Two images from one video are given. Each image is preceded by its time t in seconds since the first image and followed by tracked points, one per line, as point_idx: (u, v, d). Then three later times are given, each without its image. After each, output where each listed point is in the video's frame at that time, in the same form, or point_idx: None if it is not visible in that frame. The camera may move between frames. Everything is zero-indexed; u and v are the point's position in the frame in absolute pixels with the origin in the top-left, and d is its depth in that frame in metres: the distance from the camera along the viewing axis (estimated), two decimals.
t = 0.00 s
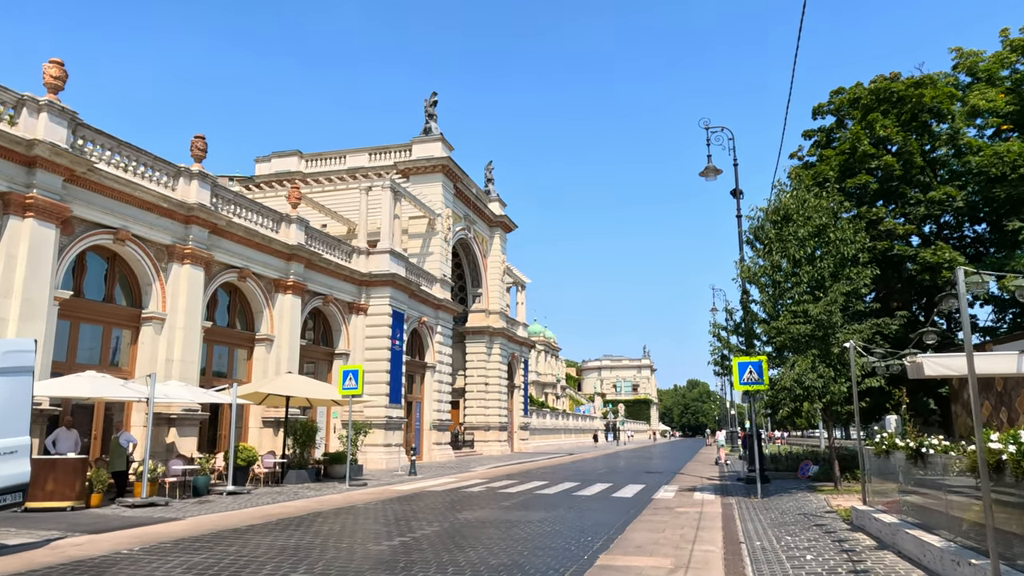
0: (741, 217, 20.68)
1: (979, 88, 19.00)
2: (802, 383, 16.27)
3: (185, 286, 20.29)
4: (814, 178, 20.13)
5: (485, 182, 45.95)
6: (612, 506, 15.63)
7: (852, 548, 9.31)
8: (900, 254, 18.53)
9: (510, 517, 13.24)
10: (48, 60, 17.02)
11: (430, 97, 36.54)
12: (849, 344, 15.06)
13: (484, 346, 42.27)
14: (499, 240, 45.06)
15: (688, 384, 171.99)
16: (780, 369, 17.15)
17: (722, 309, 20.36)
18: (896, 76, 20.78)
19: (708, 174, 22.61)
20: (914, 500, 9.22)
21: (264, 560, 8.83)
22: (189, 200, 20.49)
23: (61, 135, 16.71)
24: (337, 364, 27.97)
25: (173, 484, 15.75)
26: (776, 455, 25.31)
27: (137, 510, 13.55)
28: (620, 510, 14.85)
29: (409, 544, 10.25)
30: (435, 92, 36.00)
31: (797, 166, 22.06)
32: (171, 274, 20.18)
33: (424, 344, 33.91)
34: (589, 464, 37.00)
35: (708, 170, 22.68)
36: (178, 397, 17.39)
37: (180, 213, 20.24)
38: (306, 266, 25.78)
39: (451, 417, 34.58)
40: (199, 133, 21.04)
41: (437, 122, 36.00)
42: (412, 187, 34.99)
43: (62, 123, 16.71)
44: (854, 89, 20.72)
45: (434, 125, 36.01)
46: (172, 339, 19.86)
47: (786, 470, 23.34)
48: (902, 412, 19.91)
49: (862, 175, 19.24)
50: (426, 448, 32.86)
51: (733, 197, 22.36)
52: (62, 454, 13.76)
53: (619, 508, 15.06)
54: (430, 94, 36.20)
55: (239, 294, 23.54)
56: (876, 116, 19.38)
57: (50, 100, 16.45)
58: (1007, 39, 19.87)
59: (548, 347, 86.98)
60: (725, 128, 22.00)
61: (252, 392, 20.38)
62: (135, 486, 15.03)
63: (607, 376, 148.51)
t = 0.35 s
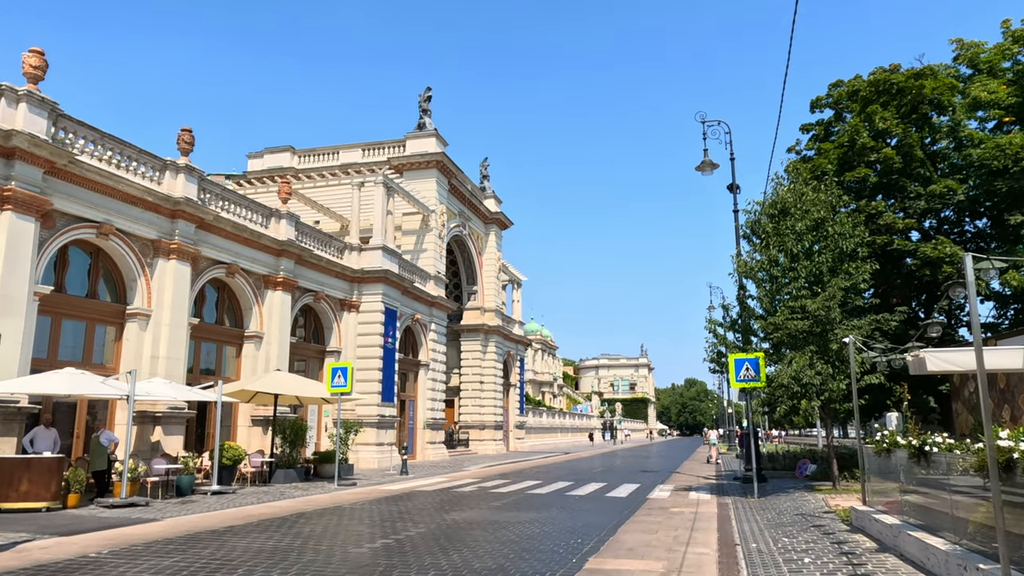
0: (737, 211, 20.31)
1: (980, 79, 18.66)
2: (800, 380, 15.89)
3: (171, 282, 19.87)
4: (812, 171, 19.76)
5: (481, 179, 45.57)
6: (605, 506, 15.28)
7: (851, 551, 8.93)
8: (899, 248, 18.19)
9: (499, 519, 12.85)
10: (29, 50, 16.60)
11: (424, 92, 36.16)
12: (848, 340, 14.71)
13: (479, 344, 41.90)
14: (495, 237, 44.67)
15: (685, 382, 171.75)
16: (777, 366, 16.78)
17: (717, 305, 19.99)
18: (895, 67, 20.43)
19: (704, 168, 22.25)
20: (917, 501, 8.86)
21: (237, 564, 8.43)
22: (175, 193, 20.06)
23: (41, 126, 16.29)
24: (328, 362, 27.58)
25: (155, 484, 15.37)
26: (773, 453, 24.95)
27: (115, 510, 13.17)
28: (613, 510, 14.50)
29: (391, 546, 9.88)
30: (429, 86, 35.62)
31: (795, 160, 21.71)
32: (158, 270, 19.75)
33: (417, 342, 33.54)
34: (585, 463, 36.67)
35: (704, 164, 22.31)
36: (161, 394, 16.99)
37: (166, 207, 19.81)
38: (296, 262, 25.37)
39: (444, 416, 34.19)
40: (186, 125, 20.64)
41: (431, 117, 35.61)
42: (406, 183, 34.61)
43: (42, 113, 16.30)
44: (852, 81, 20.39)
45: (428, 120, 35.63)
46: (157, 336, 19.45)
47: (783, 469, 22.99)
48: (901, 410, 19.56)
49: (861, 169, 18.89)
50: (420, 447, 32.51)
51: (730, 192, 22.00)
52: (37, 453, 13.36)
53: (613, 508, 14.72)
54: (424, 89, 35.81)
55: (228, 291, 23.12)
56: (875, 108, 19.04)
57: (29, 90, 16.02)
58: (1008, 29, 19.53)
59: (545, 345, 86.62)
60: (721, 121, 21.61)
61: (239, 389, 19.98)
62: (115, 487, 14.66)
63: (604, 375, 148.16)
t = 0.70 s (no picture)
0: (736, 207, 19.94)
1: (984, 73, 18.29)
2: (800, 379, 15.50)
3: (160, 279, 19.50)
4: (813, 166, 19.39)
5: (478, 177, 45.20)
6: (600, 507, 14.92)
7: (853, 556, 8.58)
8: (901, 245, 17.84)
9: (490, 521, 12.49)
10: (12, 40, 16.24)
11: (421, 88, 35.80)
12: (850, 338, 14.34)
13: (476, 343, 41.53)
14: (492, 235, 44.30)
15: (685, 382, 171.34)
16: (777, 364, 16.42)
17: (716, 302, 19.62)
18: (896, 61, 20.06)
19: (703, 164, 21.89)
20: (922, 505, 8.49)
21: (211, 568, 8.07)
22: (164, 188, 19.68)
23: (24, 119, 15.93)
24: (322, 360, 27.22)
25: (140, 485, 15.01)
26: (772, 453, 24.59)
27: (96, 512, 12.81)
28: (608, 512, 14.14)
29: (375, 550, 9.52)
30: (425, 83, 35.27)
31: (794, 156, 21.36)
32: (146, 266, 19.37)
33: (413, 341, 33.19)
34: (584, 463, 36.30)
35: (702, 160, 21.96)
36: (146, 393, 16.61)
37: (155, 202, 19.43)
38: (289, 259, 25.00)
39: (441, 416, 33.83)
40: (176, 119, 20.26)
41: (428, 113, 35.25)
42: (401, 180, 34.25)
43: (26, 105, 15.93)
44: (853, 75, 20.04)
45: (424, 116, 35.27)
46: (145, 333, 19.08)
47: (782, 470, 22.62)
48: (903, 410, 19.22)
49: (862, 164, 18.54)
50: (416, 447, 32.15)
51: (729, 188, 21.64)
52: (16, 453, 13.01)
53: (608, 510, 14.35)
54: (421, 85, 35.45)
55: (219, 288, 22.77)
56: (877, 101, 18.68)
57: (12, 82, 15.64)
58: (1012, 22, 19.16)
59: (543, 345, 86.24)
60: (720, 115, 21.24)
61: (228, 388, 19.61)
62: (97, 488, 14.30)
63: (604, 374, 147.82)
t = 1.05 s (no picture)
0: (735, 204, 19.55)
1: (989, 65, 17.91)
2: (800, 379, 15.11)
3: (147, 275, 19.12)
4: (814, 160, 18.99)
5: (476, 175, 44.83)
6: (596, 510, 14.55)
7: (857, 563, 8.18)
8: (904, 241, 17.47)
9: (480, 524, 12.10)
10: None
11: (417, 85, 35.43)
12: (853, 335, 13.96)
13: (473, 343, 41.14)
14: (490, 233, 43.90)
15: (685, 383, 170.96)
16: (777, 363, 16.02)
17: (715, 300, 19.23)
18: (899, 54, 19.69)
19: (702, 160, 21.50)
20: (929, 510, 8.09)
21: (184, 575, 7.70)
22: (152, 183, 19.30)
23: (7, 111, 15.56)
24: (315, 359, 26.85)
25: (123, 485, 14.63)
26: (772, 454, 24.20)
27: (74, 514, 12.43)
28: (603, 514, 13.72)
29: (358, 556, 9.13)
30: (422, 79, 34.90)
31: (795, 152, 20.99)
32: (133, 263, 18.98)
33: (409, 340, 32.82)
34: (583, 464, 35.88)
35: (701, 156, 21.58)
36: (131, 392, 16.21)
37: (143, 197, 19.04)
38: (281, 257, 24.61)
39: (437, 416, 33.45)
40: (164, 113, 19.87)
41: (424, 110, 34.89)
42: (398, 178, 33.89)
43: (9, 97, 15.55)
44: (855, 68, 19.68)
45: (421, 113, 34.90)
46: (132, 331, 18.70)
47: (782, 471, 22.22)
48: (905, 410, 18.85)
49: (864, 158, 18.18)
50: (411, 447, 31.78)
51: (728, 184, 21.25)
52: None
53: (604, 513, 13.92)
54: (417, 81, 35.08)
55: (209, 285, 22.39)
56: (879, 95, 18.29)
57: None
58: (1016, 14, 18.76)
59: (542, 344, 85.88)
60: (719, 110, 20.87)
61: (217, 387, 19.21)
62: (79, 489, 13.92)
63: (603, 375, 147.43)
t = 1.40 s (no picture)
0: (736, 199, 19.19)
1: (996, 55, 17.54)
2: (803, 376, 14.74)
3: (137, 271, 18.75)
4: (816, 153, 18.63)
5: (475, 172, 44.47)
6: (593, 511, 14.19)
7: (864, 567, 7.81)
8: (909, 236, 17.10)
9: (475, 526, 11.74)
10: None
11: (415, 81, 35.09)
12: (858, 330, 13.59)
13: (472, 341, 40.76)
14: (489, 230, 43.51)
15: (685, 383, 170.54)
16: (779, 360, 15.66)
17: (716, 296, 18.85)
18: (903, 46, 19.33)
19: (702, 154, 21.15)
20: (940, 512, 7.72)
21: None
22: (142, 178, 18.93)
23: None
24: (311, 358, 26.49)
25: (108, 485, 14.28)
26: (774, 454, 23.82)
27: (56, 516, 12.07)
28: (600, 516, 13.35)
29: (344, 559, 8.77)
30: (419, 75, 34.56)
31: (797, 146, 20.62)
32: (123, 259, 18.61)
33: (406, 338, 32.46)
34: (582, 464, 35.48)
35: (701, 150, 21.22)
36: (118, 389, 15.84)
37: (132, 192, 18.68)
38: (275, 253, 24.25)
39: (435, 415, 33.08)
40: (154, 106, 19.51)
41: (422, 106, 34.54)
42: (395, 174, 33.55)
43: None
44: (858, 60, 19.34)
45: (418, 109, 34.56)
46: (122, 328, 18.34)
47: (784, 471, 21.85)
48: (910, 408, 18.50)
49: (868, 151, 17.83)
50: (408, 447, 31.42)
51: (729, 179, 20.89)
52: None
53: (602, 514, 13.54)
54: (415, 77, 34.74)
55: (202, 282, 22.03)
56: (883, 87, 17.93)
57: None
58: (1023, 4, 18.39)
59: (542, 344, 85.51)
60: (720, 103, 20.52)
61: (208, 385, 18.85)
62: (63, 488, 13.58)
63: (604, 374, 146.98)
